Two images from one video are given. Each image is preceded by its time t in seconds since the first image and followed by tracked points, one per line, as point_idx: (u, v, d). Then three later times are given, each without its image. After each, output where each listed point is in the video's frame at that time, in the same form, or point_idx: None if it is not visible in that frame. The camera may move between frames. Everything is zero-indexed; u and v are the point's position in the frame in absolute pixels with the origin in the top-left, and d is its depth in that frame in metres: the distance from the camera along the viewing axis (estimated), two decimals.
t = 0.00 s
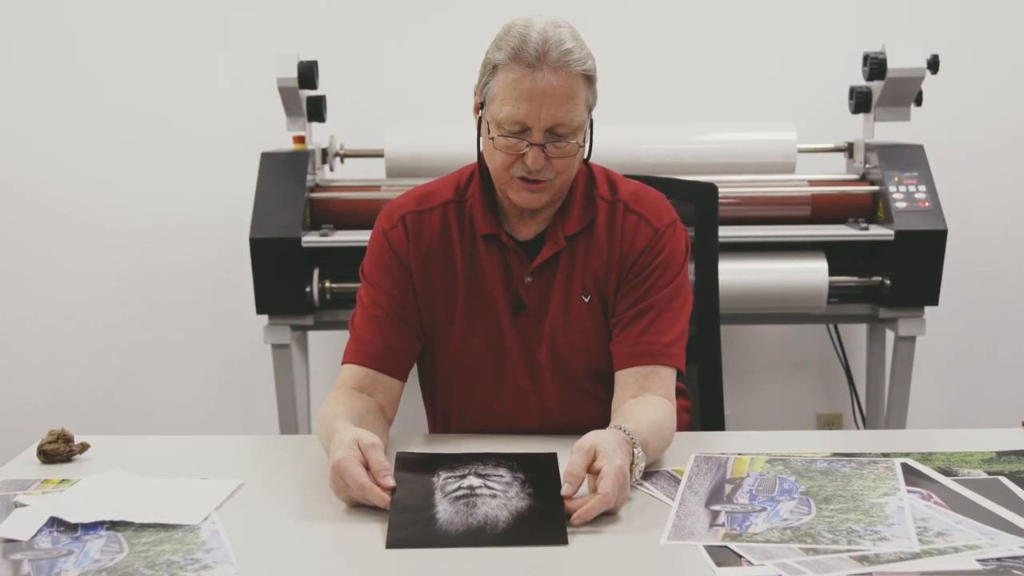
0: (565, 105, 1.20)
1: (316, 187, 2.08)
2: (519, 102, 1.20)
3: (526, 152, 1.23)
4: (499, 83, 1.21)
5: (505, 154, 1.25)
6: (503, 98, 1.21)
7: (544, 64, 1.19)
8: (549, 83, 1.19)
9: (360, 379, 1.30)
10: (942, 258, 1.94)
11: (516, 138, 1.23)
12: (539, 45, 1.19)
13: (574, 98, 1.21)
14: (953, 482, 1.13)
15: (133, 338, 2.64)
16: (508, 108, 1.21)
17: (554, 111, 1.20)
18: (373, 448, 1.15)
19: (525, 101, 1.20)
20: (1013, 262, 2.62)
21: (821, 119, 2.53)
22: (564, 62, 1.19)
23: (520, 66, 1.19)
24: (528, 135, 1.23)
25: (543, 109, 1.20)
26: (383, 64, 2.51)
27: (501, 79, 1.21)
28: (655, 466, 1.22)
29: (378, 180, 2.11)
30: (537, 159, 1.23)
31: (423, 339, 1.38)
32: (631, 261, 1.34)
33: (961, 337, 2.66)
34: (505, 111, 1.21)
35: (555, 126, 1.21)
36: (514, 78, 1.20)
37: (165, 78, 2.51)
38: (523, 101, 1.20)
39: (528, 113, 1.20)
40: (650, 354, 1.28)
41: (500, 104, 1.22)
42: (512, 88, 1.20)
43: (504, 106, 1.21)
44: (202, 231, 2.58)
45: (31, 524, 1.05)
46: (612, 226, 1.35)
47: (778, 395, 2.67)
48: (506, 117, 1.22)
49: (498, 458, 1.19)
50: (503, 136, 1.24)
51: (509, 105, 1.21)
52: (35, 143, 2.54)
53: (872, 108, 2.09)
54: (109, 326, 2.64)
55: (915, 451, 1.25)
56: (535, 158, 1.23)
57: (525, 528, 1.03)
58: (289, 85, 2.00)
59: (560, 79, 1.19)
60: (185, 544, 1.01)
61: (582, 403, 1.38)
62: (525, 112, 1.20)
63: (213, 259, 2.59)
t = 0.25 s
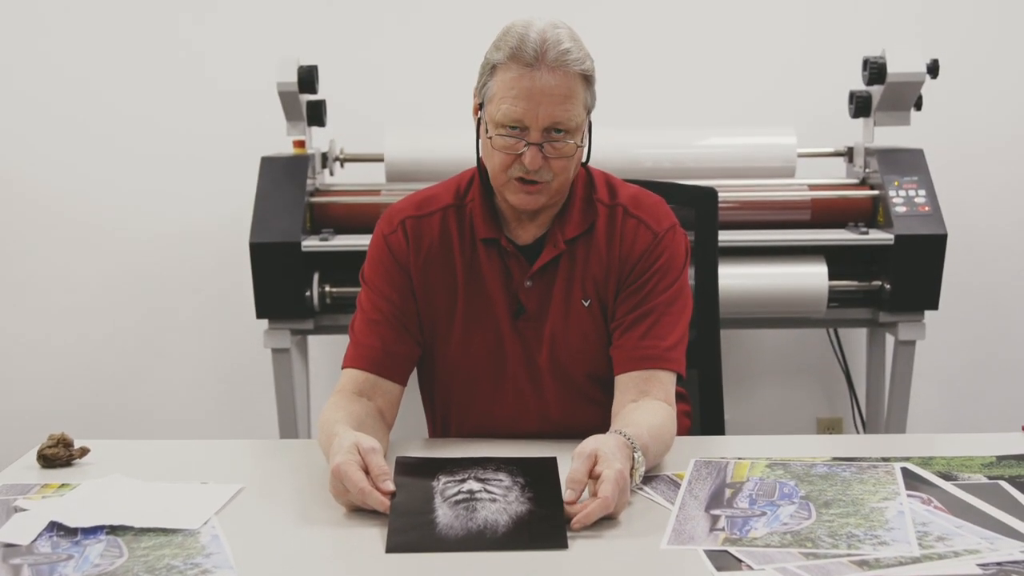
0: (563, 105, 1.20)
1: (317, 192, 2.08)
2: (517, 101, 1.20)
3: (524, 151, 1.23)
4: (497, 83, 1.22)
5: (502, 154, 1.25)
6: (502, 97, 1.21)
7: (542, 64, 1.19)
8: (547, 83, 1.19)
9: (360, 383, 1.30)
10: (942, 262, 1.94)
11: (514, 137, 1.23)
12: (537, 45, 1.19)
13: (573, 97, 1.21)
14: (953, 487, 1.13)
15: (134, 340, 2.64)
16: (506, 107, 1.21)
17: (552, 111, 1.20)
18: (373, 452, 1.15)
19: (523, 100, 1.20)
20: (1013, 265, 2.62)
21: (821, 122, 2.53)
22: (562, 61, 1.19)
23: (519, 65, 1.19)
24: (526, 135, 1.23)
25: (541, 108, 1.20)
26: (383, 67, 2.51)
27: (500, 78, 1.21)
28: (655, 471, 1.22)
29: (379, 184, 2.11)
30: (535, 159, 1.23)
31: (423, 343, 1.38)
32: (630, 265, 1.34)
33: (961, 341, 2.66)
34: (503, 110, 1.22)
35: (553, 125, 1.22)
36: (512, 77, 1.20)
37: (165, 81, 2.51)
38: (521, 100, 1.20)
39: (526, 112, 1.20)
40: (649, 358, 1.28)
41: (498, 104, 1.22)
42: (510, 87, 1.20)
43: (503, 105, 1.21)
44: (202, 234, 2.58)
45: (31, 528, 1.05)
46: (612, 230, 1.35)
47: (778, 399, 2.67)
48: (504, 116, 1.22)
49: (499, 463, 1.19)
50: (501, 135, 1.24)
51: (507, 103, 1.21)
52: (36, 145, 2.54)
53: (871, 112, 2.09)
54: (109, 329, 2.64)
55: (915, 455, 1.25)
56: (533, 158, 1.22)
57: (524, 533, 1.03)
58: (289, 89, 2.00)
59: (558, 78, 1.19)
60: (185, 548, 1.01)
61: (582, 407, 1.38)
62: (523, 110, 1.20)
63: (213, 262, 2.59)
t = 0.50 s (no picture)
0: (563, 101, 1.20)
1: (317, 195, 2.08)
2: (518, 98, 1.20)
3: (524, 148, 1.23)
4: (498, 80, 1.22)
5: (503, 151, 1.25)
6: (502, 95, 1.21)
7: (543, 60, 1.19)
8: (548, 79, 1.19)
9: (360, 386, 1.30)
10: (941, 265, 1.94)
11: (515, 135, 1.23)
12: (538, 42, 1.19)
13: (573, 94, 1.21)
14: (953, 490, 1.13)
15: (134, 342, 2.64)
16: (506, 103, 1.21)
17: (553, 107, 1.20)
18: (373, 455, 1.15)
19: (524, 96, 1.20)
20: (1013, 268, 2.62)
21: (820, 124, 2.53)
22: (562, 58, 1.19)
23: (519, 62, 1.20)
24: (527, 132, 1.23)
25: (541, 105, 1.20)
26: (382, 70, 2.51)
27: (500, 75, 1.21)
28: (655, 474, 1.22)
29: (378, 187, 2.11)
30: (536, 156, 1.23)
31: (423, 346, 1.38)
32: (630, 268, 1.34)
33: (961, 344, 2.66)
34: (503, 107, 1.22)
35: (554, 122, 1.21)
36: (513, 74, 1.20)
37: (165, 82, 2.51)
38: (522, 97, 1.20)
39: (526, 108, 1.20)
40: (649, 360, 1.28)
41: (499, 101, 1.22)
42: (511, 84, 1.20)
43: (503, 102, 1.21)
44: (202, 235, 2.58)
45: (31, 531, 1.05)
46: (612, 233, 1.35)
47: (778, 402, 2.67)
48: (505, 113, 1.22)
49: (498, 466, 1.19)
50: (501, 133, 1.24)
51: (508, 100, 1.21)
52: (36, 145, 2.54)
53: (871, 115, 2.09)
54: (109, 330, 2.64)
55: (915, 458, 1.25)
56: (533, 155, 1.22)
57: (524, 536, 1.03)
58: (289, 92, 2.00)
59: (559, 75, 1.19)
60: (185, 551, 1.01)
61: (582, 409, 1.38)
62: (523, 107, 1.20)
63: (213, 264, 2.59)
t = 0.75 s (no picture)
0: (565, 103, 1.20)
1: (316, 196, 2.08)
2: (519, 99, 1.20)
3: (525, 150, 1.23)
4: (499, 81, 1.22)
5: (504, 153, 1.24)
6: (504, 96, 1.21)
7: (544, 62, 1.19)
8: (549, 81, 1.19)
9: (361, 387, 1.30)
10: (941, 266, 1.94)
11: (516, 136, 1.23)
12: (539, 43, 1.20)
13: (574, 96, 1.21)
14: (953, 491, 1.13)
15: (134, 343, 2.64)
16: (508, 104, 1.21)
17: (554, 109, 1.20)
18: (374, 456, 1.15)
19: (525, 97, 1.20)
20: (1013, 269, 2.63)
21: (820, 125, 2.53)
22: (564, 60, 1.20)
23: (521, 63, 1.20)
24: (528, 133, 1.23)
25: (543, 106, 1.20)
26: (383, 70, 2.51)
27: (502, 77, 1.21)
28: (655, 475, 1.22)
29: (379, 188, 2.11)
30: (537, 157, 1.23)
31: (424, 347, 1.38)
32: (631, 269, 1.34)
33: (961, 345, 2.66)
34: (504, 108, 1.21)
35: (555, 123, 1.21)
36: (514, 75, 1.20)
37: (166, 82, 2.51)
38: (523, 98, 1.20)
39: (527, 110, 1.20)
40: (650, 361, 1.28)
41: (500, 102, 1.22)
42: (512, 85, 1.20)
43: (504, 103, 1.21)
44: (202, 236, 2.58)
45: (31, 532, 1.04)
46: (612, 234, 1.35)
47: (778, 403, 2.67)
48: (506, 114, 1.22)
49: (499, 467, 1.19)
50: (502, 134, 1.24)
51: (510, 101, 1.21)
52: (35, 145, 2.54)
53: (871, 116, 2.09)
54: (109, 331, 2.64)
55: (915, 459, 1.25)
56: (534, 157, 1.22)
57: (525, 537, 1.03)
58: (289, 93, 2.00)
59: (560, 77, 1.19)
60: (185, 552, 1.01)
61: (582, 410, 1.38)
62: (525, 108, 1.20)
63: (213, 265, 2.59)
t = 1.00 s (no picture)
0: (564, 106, 1.20)
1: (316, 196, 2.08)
2: (518, 102, 1.20)
3: (525, 153, 1.23)
4: (498, 84, 1.22)
5: (504, 156, 1.24)
6: (503, 99, 1.21)
7: (543, 65, 1.19)
8: (548, 84, 1.19)
9: (360, 387, 1.30)
10: (941, 267, 1.94)
11: (515, 139, 1.23)
12: (538, 46, 1.20)
13: (574, 99, 1.21)
14: (953, 491, 1.13)
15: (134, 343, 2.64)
16: (507, 108, 1.21)
17: (553, 112, 1.20)
18: (374, 456, 1.15)
19: (524, 100, 1.20)
20: (1013, 269, 2.63)
21: (820, 126, 2.53)
22: (563, 62, 1.20)
23: (520, 66, 1.20)
24: (527, 137, 1.23)
25: (542, 109, 1.20)
26: (383, 70, 2.51)
27: (501, 80, 1.21)
28: (655, 475, 1.22)
29: (379, 188, 2.11)
30: (536, 160, 1.23)
31: (424, 347, 1.38)
32: (631, 269, 1.34)
33: (961, 345, 2.66)
34: (504, 111, 1.21)
35: (555, 126, 1.21)
36: (513, 78, 1.20)
37: (165, 85, 2.51)
38: (523, 101, 1.20)
39: (527, 113, 1.20)
40: (650, 362, 1.28)
41: (499, 105, 1.22)
42: (511, 88, 1.20)
43: (504, 107, 1.21)
44: (202, 236, 2.58)
45: (31, 533, 1.04)
46: (612, 235, 1.35)
47: (778, 403, 2.67)
48: (505, 118, 1.21)
49: (499, 468, 1.19)
50: (502, 137, 1.23)
51: (509, 104, 1.21)
52: (36, 144, 2.54)
53: (871, 117, 2.09)
54: (109, 331, 2.64)
55: (915, 460, 1.24)
56: (533, 159, 1.22)
57: (525, 538, 1.03)
58: (289, 94, 2.00)
59: (559, 80, 1.19)
60: (185, 553, 1.01)
61: (582, 411, 1.38)
62: (524, 112, 1.20)
63: (213, 265, 2.59)
